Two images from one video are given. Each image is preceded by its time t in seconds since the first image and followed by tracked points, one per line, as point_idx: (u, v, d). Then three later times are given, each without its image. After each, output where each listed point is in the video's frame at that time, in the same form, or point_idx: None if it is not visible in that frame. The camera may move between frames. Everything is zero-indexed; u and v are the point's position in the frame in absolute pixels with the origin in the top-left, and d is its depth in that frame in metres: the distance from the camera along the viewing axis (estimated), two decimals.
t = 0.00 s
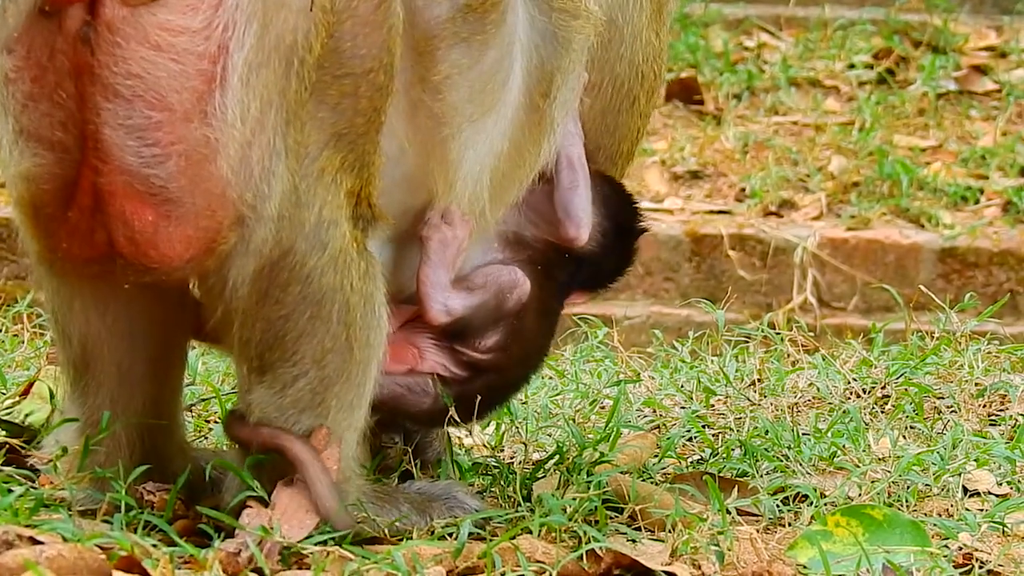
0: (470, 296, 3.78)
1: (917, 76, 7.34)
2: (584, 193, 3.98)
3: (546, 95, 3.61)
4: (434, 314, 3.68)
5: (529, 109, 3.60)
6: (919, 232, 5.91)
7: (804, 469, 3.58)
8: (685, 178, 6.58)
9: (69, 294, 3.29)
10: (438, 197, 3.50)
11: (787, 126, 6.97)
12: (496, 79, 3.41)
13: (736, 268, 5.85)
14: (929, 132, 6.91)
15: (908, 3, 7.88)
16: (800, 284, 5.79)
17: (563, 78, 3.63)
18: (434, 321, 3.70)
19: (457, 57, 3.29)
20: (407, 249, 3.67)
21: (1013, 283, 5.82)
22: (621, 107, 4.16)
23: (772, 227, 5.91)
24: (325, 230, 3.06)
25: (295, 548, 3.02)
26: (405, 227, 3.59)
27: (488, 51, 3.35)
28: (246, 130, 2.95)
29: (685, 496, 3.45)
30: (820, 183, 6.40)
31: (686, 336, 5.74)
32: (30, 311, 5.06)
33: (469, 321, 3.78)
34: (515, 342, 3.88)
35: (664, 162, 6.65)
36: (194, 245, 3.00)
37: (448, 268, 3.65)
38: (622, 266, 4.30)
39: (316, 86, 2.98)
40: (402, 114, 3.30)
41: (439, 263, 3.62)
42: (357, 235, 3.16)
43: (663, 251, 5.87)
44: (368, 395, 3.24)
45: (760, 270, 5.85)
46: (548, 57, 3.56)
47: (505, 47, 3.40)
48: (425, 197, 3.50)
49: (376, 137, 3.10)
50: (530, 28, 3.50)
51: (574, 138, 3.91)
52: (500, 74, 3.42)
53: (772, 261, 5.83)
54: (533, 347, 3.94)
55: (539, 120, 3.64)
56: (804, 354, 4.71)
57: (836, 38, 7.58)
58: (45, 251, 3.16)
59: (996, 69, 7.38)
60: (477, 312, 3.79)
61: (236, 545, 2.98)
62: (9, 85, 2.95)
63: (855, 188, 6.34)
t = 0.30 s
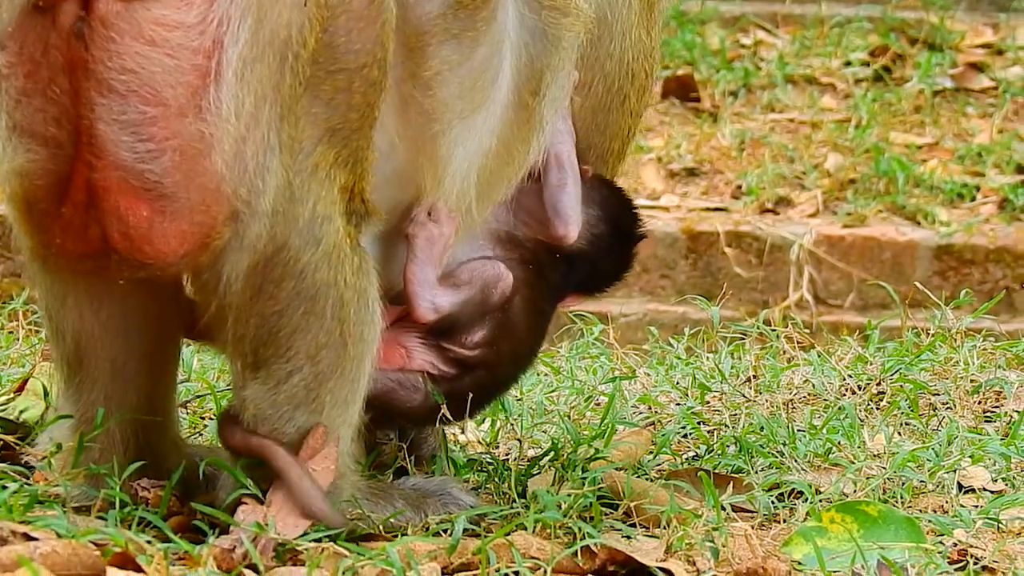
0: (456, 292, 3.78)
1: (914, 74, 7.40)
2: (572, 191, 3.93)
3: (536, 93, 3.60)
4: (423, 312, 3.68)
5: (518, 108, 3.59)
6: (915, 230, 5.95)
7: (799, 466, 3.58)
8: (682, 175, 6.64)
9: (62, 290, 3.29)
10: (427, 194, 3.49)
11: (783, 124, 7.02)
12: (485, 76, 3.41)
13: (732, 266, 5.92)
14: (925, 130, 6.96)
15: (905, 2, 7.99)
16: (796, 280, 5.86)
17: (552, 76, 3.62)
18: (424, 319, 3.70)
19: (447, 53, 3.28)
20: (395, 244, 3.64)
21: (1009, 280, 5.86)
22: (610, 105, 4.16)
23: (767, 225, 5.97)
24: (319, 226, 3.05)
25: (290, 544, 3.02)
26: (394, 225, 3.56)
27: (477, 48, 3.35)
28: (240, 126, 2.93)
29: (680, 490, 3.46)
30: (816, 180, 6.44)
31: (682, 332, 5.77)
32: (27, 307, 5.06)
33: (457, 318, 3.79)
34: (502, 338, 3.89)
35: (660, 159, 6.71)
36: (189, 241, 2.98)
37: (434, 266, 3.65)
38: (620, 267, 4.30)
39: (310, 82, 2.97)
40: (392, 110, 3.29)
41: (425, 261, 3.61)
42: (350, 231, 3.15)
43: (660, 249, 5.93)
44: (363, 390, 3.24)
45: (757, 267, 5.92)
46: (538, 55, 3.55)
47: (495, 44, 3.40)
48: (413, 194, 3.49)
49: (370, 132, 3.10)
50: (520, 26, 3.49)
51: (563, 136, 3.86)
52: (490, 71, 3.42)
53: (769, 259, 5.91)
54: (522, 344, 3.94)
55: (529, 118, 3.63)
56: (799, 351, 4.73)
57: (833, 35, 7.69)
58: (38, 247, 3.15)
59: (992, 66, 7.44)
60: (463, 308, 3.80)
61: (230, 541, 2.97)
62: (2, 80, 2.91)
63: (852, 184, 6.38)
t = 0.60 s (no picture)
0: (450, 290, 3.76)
1: (908, 74, 7.41)
2: (562, 193, 3.90)
3: (524, 94, 3.59)
4: (422, 313, 3.64)
5: (506, 108, 3.59)
6: (909, 232, 5.96)
7: (792, 466, 3.58)
8: (676, 175, 6.65)
9: (53, 289, 3.28)
10: (416, 195, 3.48)
11: (777, 124, 7.03)
12: (474, 76, 3.41)
13: (726, 267, 5.94)
14: (919, 131, 6.96)
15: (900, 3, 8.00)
16: (790, 281, 5.87)
17: (540, 78, 3.62)
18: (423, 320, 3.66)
19: (437, 52, 3.27)
20: (384, 244, 3.61)
21: (1003, 282, 5.87)
22: (601, 107, 4.16)
23: (762, 226, 5.99)
24: (311, 224, 3.04)
25: (282, 544, 3.01)
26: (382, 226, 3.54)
27: (467, 47, 3.34)
28: (232, 123, 2.92)
29: (672, 490, 3.46)
30: (809, 181, 6.45)
31: (676, 333, 5.79)
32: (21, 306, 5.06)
33: (450, 316, 3.77)
34: (490, 332, 3.89)
35: (654, 159, 6.71)
36: (181, 238, 2.97)
37: (428, 266, 3.60)
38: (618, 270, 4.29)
39: (302, 79, 2.95)
40: (381, 108, 3.28)
41: (419, 263, 3.57)
42: (342, 229, 3.15)
43: (655, 250, 5.95)
44: (354, 389, 3.23)
45: (751, 268, 5.93)
46: (527, 55, 3.55)
47: (484, 43, 3.40)
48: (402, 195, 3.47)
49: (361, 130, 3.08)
50: (509, 26, 3.49)
51: (556, 139, 3.87)
52: (479, 71, 3.41)
53: (762, 259, 5.92)
54: (511, 339, 3.95)
55: (516, 119, 3.63)
56: (793, 351, 4.73)
57: (827, 36, 7.69)
58: (30, 245, 3.14)
59: (986, 68, 7.44)
60: (457, 304, 3.79)
61: (222, 541, 2.96)
62: None
63: (846, 185, 6.38)
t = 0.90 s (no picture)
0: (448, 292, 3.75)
1: (904, 75, 7.41)
2: (549, 194, 3.92)
3: (510, 92, 3.58)
4: (421, 315, 3.63)
5: (492, 107, 3.58)
6: (904, 232, 5.97)
7: (786, 466, 3.58)
8: (670, 175, 6.65)
9: (45, 289, 3.27)
10: (405, 193, 3.46)
11: (772, 124, 7.04)
12: (461, 74, 3.39)
13: (720, 267, 5.94)
14: (914, 132, 6.97)
15: (895, 4, 8.00)
16: (784, 282, 5.88)
17: (527, 76, 3.61)
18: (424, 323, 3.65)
19: (424, 50, 3.26)
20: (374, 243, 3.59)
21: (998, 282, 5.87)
22: (588, 108, 4.17)
23: (756, 226, 5.99)
24: (304, 222, 3.04)
25: (276, 541, 3.00)
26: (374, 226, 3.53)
27: (454, 45, 3.33)
28: (226, 122, 2.91)
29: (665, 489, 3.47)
30: (804, 181, 6.45)
31: (670, 333, 5.79)
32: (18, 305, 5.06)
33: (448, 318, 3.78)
34: (490, 333, 3.88)
35: (649, 160, 6.72)
36: (175, 237, 2.96)
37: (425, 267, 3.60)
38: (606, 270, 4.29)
39: (295, 77, 2.95)
40: (370, 109, 3.28)
41: (415, 263, 3.56)
42: (334, 228, 3.14)
43: (649, 249, 5.96)
44: (348, 387, 3.22)
45: (746, 268, 5.94)
46: (512, 54, 3.53)
47: (470, 42, 3.38)
48: (392, 193, 3.46)
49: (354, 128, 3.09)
50: (494, 24, 3.47)
51: (540, 138, 3.89)
52: (466, 69, 3.40)
53: (757, 260, 5.93)
54: (511, 342, 3.93)
55: (503, 116, 3.61)
56: (787, 352, 4.73)
57: (822, 36, 7.70)
58: (23, 245, 3.13)
59: (981, 68, 7.44)
60: (455, 304, 3.78)
61: (215, 539, 2.95)
62: None
63: (841, 185, 6.38)
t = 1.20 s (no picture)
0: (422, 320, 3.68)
1: (901, 74, 7.41)
2: (553, 204, 3.87)
3: (506, 91, 3.59)
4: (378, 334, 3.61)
5: (488, 104, 3.58)
6: (900, 231, 5.97)
7: (782, 465, 3.58)
8: (667, 175, 6.65)
9: (38, 284, 3.30)
10: (400, 190, 3.46)
11: (768, 123, 7.03)
12: (455, 70, 3.38)
13: (717, 266, 5.94)
14: (910, 131, 6.97)
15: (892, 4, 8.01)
16: (781, 281, 5.87)
17: (522, 74, 3.61)
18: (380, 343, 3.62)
19: (416, 47, 3.25)
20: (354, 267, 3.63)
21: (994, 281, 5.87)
22: (585, 112, 4.16)
23: (752, 225, 5.99)
24: (294, 220, 3.04)
25: (271, 539, 2.99)
26: (369, 226, 3.49)
27: (448, 42, 3.32)
28: (215, 120, 2.91)
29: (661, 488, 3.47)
30: (800, 181, 6.45)
31: (666, 332, 5.79)
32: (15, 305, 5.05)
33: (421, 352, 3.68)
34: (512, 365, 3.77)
35: (646, 158, 6.72)
36: (164, 235, 2.94)
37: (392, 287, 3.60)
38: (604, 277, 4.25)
39: (285, 75, 2.94)
40: (361, 108, 3.27)
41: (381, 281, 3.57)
42: (326, 226, 3.13)
43: (646, 248, 5.96)
44: (340, 384, 3.23)
45: (742, 267, 5.94)
46: (507, 52, 3.54)
47: (464, 38, 3.37)
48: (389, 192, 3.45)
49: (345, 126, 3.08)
50: (490, 22, 3.48)
51: (539, 148, 3.87)
52: (460, 65, 3.39)
53: (753, 259, 5.93)
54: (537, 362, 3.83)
55: (498, 114, 3.62)
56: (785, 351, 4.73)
57: (819, 36, 7.70)
58: (12, 242, 3.08)
59: (978, 68, 7.46)
60: (424, 336, 3.68)
61: (211, 536, 2.93)
62: None
63: (837, 184, 6.38)
